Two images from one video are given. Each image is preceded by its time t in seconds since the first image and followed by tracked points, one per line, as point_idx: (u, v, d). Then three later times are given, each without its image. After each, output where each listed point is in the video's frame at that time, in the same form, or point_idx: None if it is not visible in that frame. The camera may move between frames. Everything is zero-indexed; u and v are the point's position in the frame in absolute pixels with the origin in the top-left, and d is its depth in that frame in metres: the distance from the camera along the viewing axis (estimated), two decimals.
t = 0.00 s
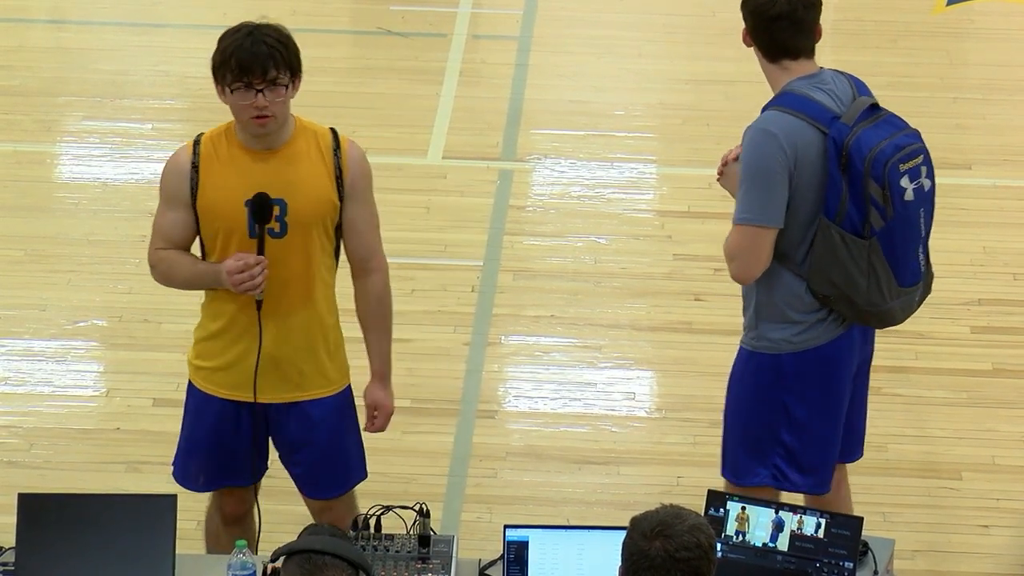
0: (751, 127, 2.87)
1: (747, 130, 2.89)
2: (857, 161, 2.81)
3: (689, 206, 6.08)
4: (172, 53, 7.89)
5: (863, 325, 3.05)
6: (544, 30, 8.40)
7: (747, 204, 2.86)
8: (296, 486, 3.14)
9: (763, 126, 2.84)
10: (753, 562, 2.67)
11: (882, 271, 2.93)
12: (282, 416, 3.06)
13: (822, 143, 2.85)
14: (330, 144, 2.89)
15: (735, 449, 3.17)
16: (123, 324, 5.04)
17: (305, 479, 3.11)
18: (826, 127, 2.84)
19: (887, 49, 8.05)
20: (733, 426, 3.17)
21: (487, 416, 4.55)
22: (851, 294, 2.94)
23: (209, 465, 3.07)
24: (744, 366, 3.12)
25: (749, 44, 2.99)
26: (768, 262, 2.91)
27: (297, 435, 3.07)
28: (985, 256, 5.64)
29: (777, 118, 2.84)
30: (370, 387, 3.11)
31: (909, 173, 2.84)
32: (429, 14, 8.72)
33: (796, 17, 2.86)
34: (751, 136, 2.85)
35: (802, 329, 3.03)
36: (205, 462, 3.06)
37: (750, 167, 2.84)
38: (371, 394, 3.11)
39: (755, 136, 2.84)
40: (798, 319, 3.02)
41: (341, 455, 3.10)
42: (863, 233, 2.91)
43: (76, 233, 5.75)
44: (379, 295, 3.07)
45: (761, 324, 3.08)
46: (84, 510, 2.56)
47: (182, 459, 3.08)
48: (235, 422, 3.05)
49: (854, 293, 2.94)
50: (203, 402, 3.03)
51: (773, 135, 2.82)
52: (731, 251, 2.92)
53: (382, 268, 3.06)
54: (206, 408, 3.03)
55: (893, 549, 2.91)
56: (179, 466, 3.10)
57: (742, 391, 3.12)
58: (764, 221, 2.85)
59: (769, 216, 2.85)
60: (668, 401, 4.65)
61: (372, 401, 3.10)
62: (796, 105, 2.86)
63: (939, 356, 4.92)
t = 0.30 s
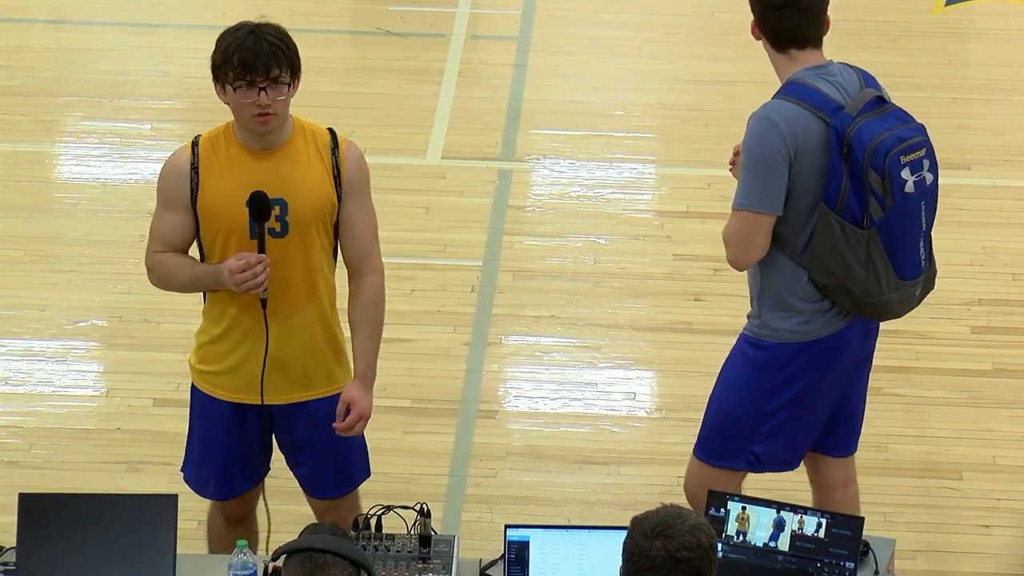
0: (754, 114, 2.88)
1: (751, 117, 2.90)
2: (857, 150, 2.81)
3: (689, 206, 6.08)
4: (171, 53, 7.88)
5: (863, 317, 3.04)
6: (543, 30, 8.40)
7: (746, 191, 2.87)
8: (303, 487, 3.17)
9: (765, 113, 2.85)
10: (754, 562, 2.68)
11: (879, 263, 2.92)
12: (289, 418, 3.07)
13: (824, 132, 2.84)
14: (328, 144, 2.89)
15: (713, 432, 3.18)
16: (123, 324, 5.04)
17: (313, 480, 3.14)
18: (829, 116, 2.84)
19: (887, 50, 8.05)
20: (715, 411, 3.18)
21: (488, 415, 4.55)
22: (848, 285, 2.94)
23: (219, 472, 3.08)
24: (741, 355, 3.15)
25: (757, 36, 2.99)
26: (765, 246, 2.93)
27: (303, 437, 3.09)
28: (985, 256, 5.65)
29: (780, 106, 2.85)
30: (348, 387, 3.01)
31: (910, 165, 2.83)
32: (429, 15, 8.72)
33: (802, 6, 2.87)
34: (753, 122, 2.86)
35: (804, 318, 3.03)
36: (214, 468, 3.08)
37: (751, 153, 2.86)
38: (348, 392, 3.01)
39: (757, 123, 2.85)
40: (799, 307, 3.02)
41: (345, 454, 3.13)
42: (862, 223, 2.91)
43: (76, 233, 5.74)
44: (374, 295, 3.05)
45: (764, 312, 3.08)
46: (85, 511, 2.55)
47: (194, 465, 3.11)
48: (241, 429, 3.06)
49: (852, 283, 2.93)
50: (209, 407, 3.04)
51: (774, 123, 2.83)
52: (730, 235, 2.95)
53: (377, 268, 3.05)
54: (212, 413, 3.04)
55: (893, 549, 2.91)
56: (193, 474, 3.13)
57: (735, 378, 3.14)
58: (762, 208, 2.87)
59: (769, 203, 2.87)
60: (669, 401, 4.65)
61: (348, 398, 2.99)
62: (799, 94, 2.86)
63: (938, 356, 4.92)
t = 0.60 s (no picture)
0: (761, 110, 2.87)
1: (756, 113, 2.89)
2: (866, 140, 2.82)
3: (689, 206, 6.08)
4: (172, 53, 7.88)
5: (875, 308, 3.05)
6: (544, 30, 8.40)
7: (757, 189, 2.85)
8: (305, 490, 3.16)
9: (772, 109, 2.84)
10: (754, 562, 2.67)
11: (894, 250, 2.93)
12: (292, 418, 3.06)
13: (829, 125, 2.86)
14: (331, 144, 2.89)
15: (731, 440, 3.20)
16: (123, 324, 5.04)
17: (316, 482, 3.13)
18: (832, 109, 2.86)
19: (887, 49, 8.05)
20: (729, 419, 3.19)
21: (488, 415, 4.55)
22: (866, 276, 2.95)
23: (221, 473, 3.08)
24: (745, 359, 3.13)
25: (739, 39, 2.97)
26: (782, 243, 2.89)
27: (306, 437, 3.08)
28: (985, 256, 5.65)
29: (786, 100, 2.85)
30: (363, 390, 3.06)
31: (917, 151, 2.84)
32: (429, 14, 8.72)
33: None
34: (761, 119, 2.85)
35: (815, 316, 3.03)
36: (216, 468, 3.08)
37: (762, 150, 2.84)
38: (362, 395, 3.07)
39: (762, 119, 2.84)
40: (810, 305, 3.02)
41: (350, 455, 3.13)
42: (875, 212, 2.91)
43: (76, 232, 5.75)
44: (381, 296, 3.05)
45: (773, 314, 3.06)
46: (86, 510, 2.56)
47: (197, 465, 3.10)
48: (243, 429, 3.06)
49: (869, 273, 2.94)
50: (212, 407, 3.04)
51: (783, 118, 2.83)
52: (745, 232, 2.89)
53: (383, 268, 3.04)
54: (215, 413, 3.04)
55: (893, 549, 2.91)
56: (196, 474, 3.13)
57: (742, 385, 3.13)
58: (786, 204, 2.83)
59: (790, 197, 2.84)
60: (669, 401, 4.65)
61: (363, 402, 3.06)
62: (802, 88, 2.87)
63: (939, 356, 4.92)
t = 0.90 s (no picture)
0: (762, 125, 2.83)
1: (756, 129, 2.84)
2: (866, 142, 2.84)
3: (690, 206, 6.08)
4: (172, 53, 7.88)
5: (871, 303, 3.10)
6: (544, 30, 8.40)
7: (767, 203, 2.83)
8: (306, 488, 3.16)
9: (774, 122, 2.81)
10: (754, 562, 2.67)
11: (894, 247, 2.97)
12: (293, 417, 3.07)
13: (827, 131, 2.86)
14: (331, 142, 2.89)
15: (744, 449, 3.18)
16: (123, 324, 5.04)
17: (318, 482, 3.13)
18: (827, 115, 2.86)
19: (887, 49, 8.05)
20: (741, 429, 3.17)
21: (488, 415, 4.55)
22: (868, 275, 2.99)
23: (222, 470, 3.08)
24: (749, 368, 3.10)
25: (720, 53, 2.90)
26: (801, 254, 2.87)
27: (308, 436, 3.08)
28: (985, 256, 5.65)
29: (785, 112, 2.83)
30: (376, 384, 3.12)
31: (907, 147, 2.90)
32: (429, 15, 8.72)
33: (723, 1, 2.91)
34: (766, 133, 2.81)
35: (814, 319, 3.05)
36: (218, 465, 3.07)
37: (771, 164, 2.80)
38: (376, 389, 3.12)
39: (769, 133, 2.80)
40: (810, 309, 3.04)
41: (353, 454, 3.13)
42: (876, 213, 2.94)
43: (76, 232, 5.74)
44: (386, 293, 3.09)
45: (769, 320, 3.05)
46: (86, 511, 2.56)
47: (198, 464, 3.10)
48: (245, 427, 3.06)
49: (870, 273, 2.98)
50: (214, 405, 3.04)
51: (788, 130, 2.79)
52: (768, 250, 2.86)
53: (387, 264, 3.06)
54: (217, 412, 3.04)
55: (894, 549, 2.90)
56: (196, 472, 3.12)
57: (749, 398, 3.12)
58: (802, 216, 2.81)
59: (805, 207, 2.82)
60: (669, 401, 4.65)
61: (376, 396, 3.12)
62: (797, 97, 2.86)
63: (939, 356, 4.92)
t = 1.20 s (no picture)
0: (790, 136, 2.78)
1: (783, 140, 2.79)
2: (864, 147, 2.89)
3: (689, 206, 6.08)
4: (172, 53, 7.88)
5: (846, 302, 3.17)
6: (544, 30, 8.40)
7: (795, 215, 2.81)
8: (305, 485, 3.17)
9: (804, 133, 2.77)
10: (754, 562, 2.67)
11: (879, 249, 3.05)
12: (291, 413, 3.07)
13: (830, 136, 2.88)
14: (331, 139, 2.89)
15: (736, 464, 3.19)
16: (123, 324, 5.04)
17: (319, 478, 3.14)
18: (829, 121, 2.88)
19: (887, 49, 8.05)
20: (734, 444, 3.18)
21: (488, 415, 4.55)
22: (855, 276, 3.03)
23: (223, 467, 3.08)
24: (745, 382, 3.11)
25: (724, 68, 2.83)
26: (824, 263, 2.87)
27: (309, 432, 3.08)
28: (985, 256, 5.64)
29: (810, 122, 2.79)
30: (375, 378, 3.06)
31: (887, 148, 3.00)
32: (429, 15, 8.72)
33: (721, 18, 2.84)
34: (796, 145, 2.77)
35: (804, 323, 3.11)
36: (218, 462, 3.07)
37: (801, 175, 2.77)
38: (375, 383, 3.05)
39: (795, 145, 2.77)
40: (802, 314, 3.09)
41: (353, 450, 3.14)
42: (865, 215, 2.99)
43: (76, 232, 5.75)
44: (386, 288, 3.09)
45: (768, 326, 3.06)
46: (87, 511, 2.56)
47: (198, 462, 3.10)
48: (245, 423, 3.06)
49: (858, 274, 3.02)
50: (214, 403, 3.03)
51: (817, 141, 2.77)
52: (802, 262, 2.84)
53: (388, 260, 3.07)
54: (216, 409, 3.04)
55: (893, 549, 2.90)
56: (198, 470, 3.12)
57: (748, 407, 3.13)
58: (827, 227, 2.82)
59: (829, 218, 2.82)
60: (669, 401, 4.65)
61: (375, 391, 3.05)
62: (810, 105, 2.84)
63: (939, 356, 4.92)
